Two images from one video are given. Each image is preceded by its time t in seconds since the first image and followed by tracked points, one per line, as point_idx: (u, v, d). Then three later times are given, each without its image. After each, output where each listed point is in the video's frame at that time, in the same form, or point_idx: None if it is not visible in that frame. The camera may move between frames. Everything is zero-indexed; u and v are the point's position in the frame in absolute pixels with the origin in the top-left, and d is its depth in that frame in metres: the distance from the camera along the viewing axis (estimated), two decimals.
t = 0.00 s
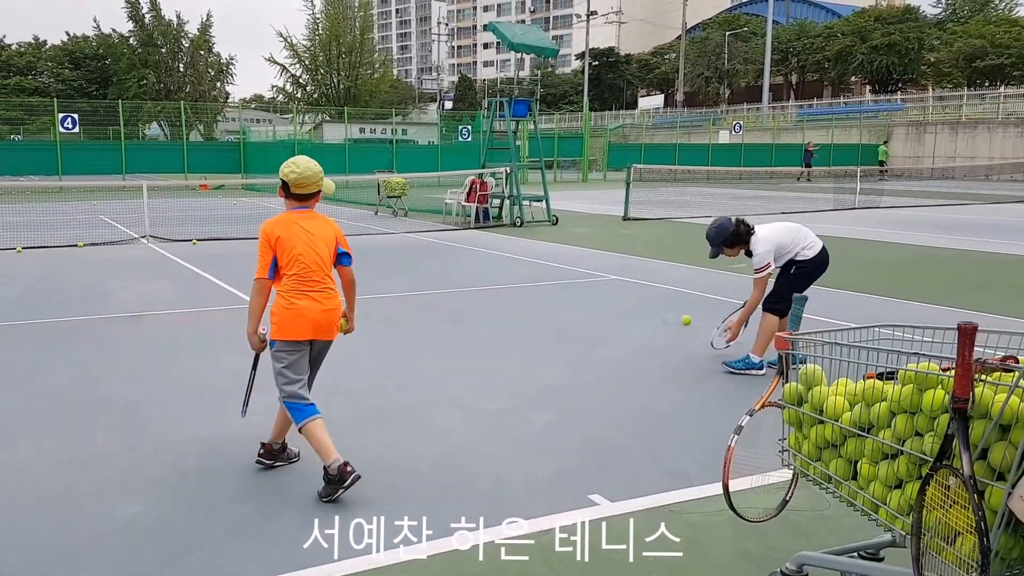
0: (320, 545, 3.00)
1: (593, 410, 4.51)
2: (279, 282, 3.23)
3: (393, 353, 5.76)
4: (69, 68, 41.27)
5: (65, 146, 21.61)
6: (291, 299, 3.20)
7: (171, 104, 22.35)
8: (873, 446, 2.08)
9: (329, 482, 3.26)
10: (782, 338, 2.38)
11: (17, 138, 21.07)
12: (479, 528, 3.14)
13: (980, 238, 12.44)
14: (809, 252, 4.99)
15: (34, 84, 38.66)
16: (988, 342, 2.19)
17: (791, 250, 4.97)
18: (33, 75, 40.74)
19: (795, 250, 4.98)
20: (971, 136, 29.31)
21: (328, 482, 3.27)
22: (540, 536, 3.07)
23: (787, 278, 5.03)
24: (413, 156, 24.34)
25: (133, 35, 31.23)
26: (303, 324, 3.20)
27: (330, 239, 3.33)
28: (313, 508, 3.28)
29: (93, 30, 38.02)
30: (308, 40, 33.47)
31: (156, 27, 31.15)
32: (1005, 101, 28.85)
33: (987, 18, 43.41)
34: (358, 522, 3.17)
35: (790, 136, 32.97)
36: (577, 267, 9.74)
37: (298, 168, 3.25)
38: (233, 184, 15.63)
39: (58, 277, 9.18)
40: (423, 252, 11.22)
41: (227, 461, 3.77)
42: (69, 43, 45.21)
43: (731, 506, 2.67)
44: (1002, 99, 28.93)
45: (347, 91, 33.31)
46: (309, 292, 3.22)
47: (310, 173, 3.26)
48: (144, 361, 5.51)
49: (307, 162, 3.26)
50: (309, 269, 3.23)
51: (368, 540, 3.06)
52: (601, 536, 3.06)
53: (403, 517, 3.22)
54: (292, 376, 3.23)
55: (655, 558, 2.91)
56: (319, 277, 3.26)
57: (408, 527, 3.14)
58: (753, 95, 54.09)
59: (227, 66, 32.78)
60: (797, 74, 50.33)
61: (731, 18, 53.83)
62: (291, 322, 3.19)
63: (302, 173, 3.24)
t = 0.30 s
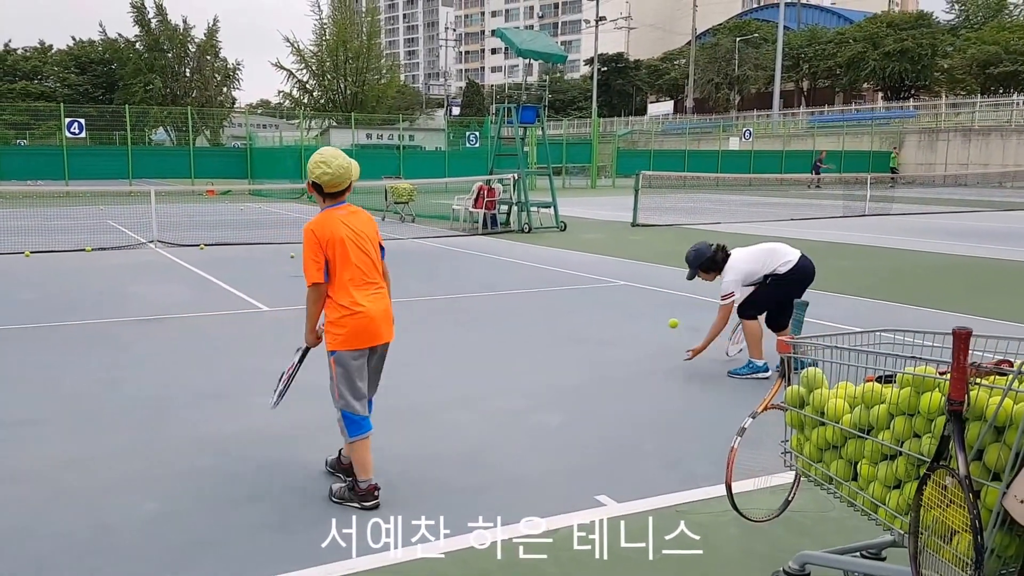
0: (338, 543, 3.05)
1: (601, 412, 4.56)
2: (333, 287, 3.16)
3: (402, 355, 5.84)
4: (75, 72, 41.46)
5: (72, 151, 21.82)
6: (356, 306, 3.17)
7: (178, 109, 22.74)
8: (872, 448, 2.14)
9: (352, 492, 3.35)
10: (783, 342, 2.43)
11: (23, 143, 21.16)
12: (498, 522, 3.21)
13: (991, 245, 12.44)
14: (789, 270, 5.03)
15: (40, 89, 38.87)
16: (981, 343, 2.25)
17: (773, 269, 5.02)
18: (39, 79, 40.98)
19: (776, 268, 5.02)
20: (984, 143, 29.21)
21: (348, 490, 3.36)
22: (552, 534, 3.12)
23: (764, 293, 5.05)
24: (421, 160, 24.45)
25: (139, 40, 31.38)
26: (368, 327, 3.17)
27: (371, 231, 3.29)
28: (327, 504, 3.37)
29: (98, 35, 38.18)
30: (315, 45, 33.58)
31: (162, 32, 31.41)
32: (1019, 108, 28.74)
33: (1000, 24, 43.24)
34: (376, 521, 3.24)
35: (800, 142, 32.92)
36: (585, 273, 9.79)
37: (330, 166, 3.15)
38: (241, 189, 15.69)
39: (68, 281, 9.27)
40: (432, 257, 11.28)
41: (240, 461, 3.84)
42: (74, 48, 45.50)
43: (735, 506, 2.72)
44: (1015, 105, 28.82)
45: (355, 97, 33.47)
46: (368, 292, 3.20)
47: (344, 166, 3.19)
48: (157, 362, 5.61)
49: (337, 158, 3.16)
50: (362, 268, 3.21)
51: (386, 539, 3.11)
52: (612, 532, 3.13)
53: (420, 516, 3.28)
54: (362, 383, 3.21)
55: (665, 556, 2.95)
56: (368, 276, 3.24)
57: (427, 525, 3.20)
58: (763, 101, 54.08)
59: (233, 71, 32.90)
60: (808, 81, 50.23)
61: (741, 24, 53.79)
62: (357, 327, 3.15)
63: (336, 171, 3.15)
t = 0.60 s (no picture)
0: (346, 536, 3.15)
1: (605, 413, 4.61)
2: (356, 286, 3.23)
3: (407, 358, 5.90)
4: (82, 77, 41.81)
5: (78, 156, 21.98)
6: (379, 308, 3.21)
7: (183, 115, 22.78)
8: (871, 449, 2.17)
9: (358, 491, 3.40)
10: (785, 346, 2.47)
11: (29, 147, 21.42)
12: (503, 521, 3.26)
13: (1000, 251, 12.44)
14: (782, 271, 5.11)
15: (47, 94, 39.19)
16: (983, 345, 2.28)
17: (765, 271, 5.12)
18: (45, 84, 41.35)
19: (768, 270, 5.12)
20: (997, 150, 29.14)
21: (356, 489, 3.41)
22: (554, 532, 3.17)
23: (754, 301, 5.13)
24: (428, 166, 24.55)
25: (145, 44, 31.63)
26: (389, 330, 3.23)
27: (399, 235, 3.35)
28: (329, 504, 3.43)
29: (105, 40, 38.44)
30: (322, 51, 33.71)
31: (168, 37, 31.59)
32: None
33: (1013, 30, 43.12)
34: (383, 514, 3.34)
35: (811, 148, 32.90)
36: (591, 278, 9.84)
37: (365, 166, 3.18)
38: (248, 195, 15.81)
39: (77, 285, 9.39)
40: (440, 262, 11.36)
41: (245, 462, 3.91)
42: (81, 53, 45.79)
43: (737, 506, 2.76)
44: None
45: (362, 102, 33.68)
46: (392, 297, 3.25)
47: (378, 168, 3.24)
48: (166, 364, 5.70)
49: (372, 159, 3.21)
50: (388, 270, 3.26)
51: (392, 531, 3.21)
52: (610, 531, 3.17)
53: (427, 508, 3.39)
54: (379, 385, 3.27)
55: (666, 554, 2.99)
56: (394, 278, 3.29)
57: (434, 518, 3.30)
58: (774, 107, 54.05)
59: (240, 76, 33.07)
60: (819, 87, 50.20)
61: (751, 30, 53.81)
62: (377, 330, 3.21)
63: (370, 172, 3.19)
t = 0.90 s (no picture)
0: (326, 535, 3.22)
1: (614, 417, 4.61)
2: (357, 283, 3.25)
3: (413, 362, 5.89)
4: (90, 81, 42.08)
5: (87, 161, 22.06)
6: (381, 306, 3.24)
7: (193, 119, 22.93)
8: (874, 454, 2.18)
9: (360, 496, 3.41)
10: (786, 351, 2.48)
11: (38, 153, 21.55)
12: (507, 528, 3.26)
13: (1012, 254, 12.37)
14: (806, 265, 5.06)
15: (56, 98, 39.40)
16: (986, 348, 2.28)
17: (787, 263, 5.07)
18: (54, 89, 41.59)
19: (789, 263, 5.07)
20: (1006, 154, 29.09)
21: (357, 494, 3.42)
22: (557, 539, 3.16)
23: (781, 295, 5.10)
24: (437, 170, 24.58)
25: (154, 49, 31.85)
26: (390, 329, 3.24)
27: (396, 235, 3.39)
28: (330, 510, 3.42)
29: (115, 45, 38.65)
30: (332, 56, 33.81)
31: (177, 41, 31.77)
32: None
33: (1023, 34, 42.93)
34: (364, 511, 3.40)
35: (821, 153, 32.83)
36: (600, 281, 9.83)
37: (373, 166, 3.21)
38: (257, 199, 15.82)
39: (86, 289, 9.44)
40: (448, 267, 11.36)
41: (247, 467, 3.91)
42: (90, 58, 46.03)
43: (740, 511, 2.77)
44: None
45: (371, 107, 33.81)
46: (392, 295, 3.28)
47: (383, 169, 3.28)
48: (173, 369, 5.73)
49: (381, 161, 3.23)
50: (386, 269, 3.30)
51: (375, 528, 3.29)
52: (612, 537, 3.17)
53: (407, 505, 3.49)
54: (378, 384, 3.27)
55: (672, 561, 2.97)
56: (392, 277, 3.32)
57: (415, 513, 3.41)
58: (783, 111, 53.97)
59: (250, 81, 33.17)
60: (827, 91, 50.14)
61: (760, 34, 53.80)
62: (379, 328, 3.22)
63: (378, 171, 3.21)
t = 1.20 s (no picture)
0: (313, 530, 3.31)
1: (619, 421, 4.59)
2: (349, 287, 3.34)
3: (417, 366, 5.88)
4: (95, 86, 42.10)
5: (91, 165, 22.07)
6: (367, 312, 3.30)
7: (198, 123, 23.01)
8: (874, 458, 2.17)
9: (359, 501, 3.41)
10: (782, 354, 2.46)
11: (43, 157, 21.45)
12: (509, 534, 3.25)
13: (1019, 256, 12.33)
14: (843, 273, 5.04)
15: (61, 103, 39.39)
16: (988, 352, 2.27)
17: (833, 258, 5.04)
18: (60, 93, 41.57)
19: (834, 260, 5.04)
20: (1012, 156, 29.12)
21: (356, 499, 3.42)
22: (560, 544, 3.15)
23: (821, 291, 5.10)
24: (445, 173, 24.54)
25: (160, 54, 31.86)
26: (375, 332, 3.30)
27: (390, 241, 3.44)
28: (333, 520, 3.39)
29: (120, 50, 38.68)
30: (338, 60, 33.78)
31: (183, 46, 31.83)
32: None
33: None
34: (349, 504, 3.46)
35: (827, 155, 32.75)
36: (606, 285, 9.81)
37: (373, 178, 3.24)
38: (262, 203, 15.75)
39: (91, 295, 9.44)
40: (453, 270, 11.34)
41: (248, 475, 3.89)
42: (95, 62, 46.11)
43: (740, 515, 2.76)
44: None
45: (378, 111, 33.82)
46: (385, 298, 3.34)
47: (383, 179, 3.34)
48: (176, 375, 5.73)
49: (370, 174, 3.22)
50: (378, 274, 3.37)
51: (363, 523, 3.37)
52: (613, 543, 3.16)
53: (397, 499, 3.58)
54: (367, 385, 3.31)
55: (677, 566, 2.95)
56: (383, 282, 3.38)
57: (403, 507, 3.51)
58: (788, 114, 53.89)
59: (255, 85, 33.16)
60: (833, 94, 50.10)
61: (765, 37, 53.83)
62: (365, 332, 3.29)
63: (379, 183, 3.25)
